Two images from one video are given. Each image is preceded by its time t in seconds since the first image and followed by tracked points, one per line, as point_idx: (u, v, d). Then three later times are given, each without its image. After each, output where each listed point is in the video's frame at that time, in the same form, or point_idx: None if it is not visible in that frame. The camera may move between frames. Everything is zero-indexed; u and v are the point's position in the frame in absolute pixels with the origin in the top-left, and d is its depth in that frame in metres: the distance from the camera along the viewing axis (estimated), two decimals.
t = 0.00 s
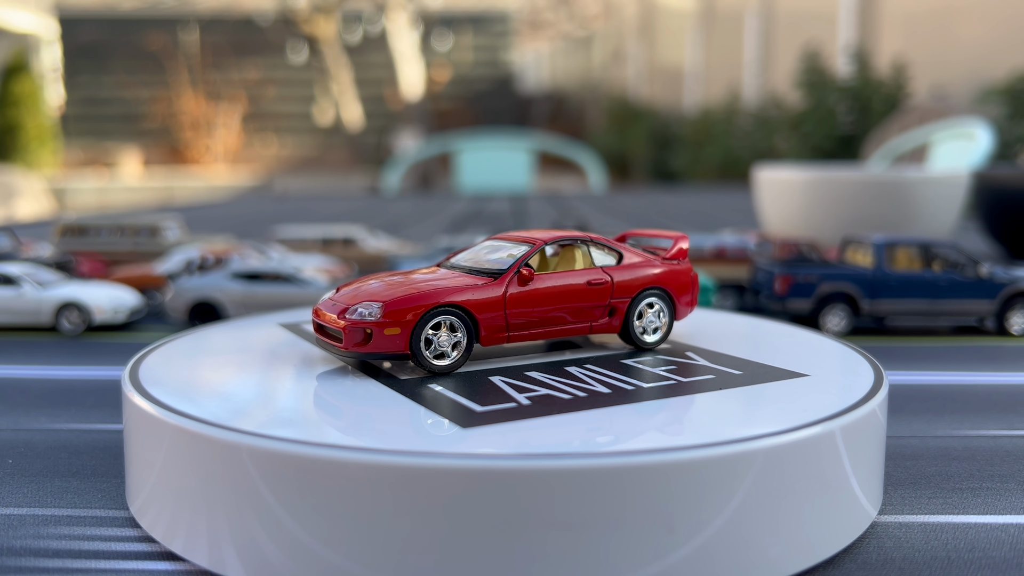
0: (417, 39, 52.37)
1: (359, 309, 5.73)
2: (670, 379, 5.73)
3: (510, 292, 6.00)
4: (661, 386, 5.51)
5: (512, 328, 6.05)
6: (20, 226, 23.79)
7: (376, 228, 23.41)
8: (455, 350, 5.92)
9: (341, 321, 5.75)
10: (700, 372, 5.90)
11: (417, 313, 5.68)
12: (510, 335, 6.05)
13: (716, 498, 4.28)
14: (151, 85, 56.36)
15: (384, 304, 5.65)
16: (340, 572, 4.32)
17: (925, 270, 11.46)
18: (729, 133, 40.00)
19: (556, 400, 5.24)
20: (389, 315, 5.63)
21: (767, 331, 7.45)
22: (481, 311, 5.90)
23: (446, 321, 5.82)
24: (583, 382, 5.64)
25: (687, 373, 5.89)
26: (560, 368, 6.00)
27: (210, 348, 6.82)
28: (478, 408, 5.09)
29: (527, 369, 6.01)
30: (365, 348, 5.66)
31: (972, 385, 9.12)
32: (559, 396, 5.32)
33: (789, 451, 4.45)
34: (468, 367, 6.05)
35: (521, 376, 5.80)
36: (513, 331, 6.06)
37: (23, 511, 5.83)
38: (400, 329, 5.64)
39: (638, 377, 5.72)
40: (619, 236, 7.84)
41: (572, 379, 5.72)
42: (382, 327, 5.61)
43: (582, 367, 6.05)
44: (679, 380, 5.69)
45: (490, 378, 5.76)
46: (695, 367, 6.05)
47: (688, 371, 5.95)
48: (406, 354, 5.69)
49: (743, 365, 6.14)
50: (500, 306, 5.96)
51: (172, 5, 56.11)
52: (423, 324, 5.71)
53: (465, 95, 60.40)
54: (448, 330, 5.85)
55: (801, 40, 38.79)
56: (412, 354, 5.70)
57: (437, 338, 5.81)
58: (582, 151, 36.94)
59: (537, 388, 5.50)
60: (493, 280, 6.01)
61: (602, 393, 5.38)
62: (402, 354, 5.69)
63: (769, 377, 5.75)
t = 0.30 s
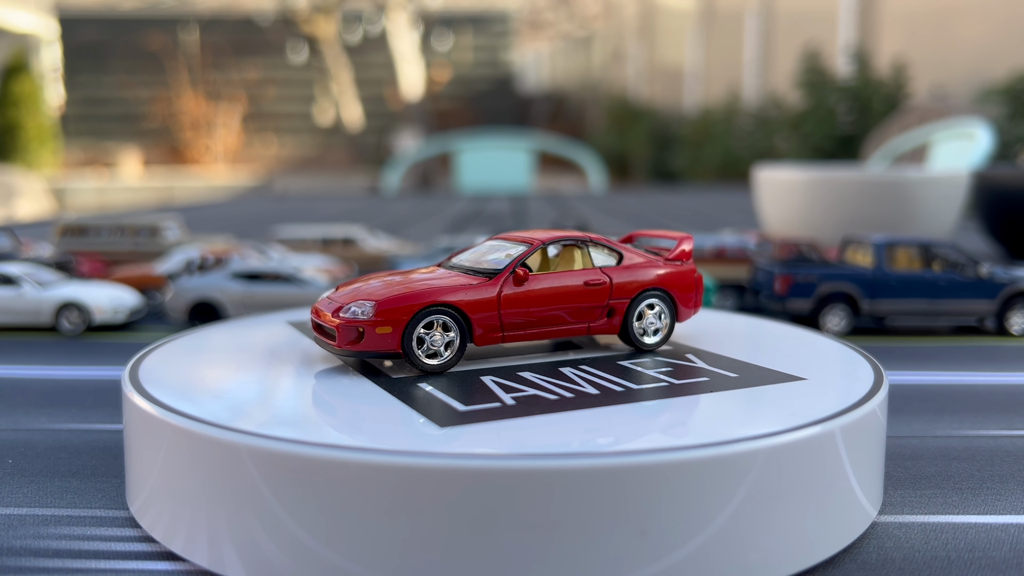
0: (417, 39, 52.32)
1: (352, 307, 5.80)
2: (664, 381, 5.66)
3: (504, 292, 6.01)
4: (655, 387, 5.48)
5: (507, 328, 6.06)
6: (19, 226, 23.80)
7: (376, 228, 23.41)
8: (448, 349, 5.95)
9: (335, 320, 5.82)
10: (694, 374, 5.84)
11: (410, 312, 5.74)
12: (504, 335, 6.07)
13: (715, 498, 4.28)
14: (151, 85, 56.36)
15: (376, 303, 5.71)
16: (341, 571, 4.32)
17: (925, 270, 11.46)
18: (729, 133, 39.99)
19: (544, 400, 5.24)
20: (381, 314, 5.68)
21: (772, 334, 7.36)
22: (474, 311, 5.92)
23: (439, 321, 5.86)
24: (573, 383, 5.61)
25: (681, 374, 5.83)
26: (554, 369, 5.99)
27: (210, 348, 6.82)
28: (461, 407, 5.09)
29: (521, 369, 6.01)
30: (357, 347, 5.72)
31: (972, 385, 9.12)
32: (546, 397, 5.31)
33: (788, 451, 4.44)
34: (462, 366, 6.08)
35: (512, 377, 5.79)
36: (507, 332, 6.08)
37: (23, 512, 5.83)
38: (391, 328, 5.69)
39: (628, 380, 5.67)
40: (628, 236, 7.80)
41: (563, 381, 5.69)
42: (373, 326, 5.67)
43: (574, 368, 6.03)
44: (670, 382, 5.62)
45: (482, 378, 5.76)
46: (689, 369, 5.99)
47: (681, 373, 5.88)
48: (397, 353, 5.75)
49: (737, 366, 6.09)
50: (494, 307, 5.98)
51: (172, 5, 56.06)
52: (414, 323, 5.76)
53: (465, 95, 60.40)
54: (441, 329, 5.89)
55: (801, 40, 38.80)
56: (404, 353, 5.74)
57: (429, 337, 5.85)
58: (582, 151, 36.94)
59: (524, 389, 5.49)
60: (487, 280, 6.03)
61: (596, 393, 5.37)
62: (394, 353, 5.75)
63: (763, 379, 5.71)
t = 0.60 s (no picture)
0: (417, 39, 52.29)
1: (347, 306, 5.85)
2: (656, 382, 5.62)
3: (499, 292, 6.03)
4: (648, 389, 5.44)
5: (502, 328, 6.08)
6: (19, 226, 23.80)
7: (376, 228, 23.40)
8: (441, 348, 5.99)
9: (329, 318, 5.89)
10: (689, 376, 5.78)
11: (402, 311, 5.79)
12: (499, 336, 6.09)
13: (715, 498, 4.28)
14: (150, 85, 56.38)
15: (370, 302, 5.77)
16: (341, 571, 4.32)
17: (925, 270, 11.46)
18: (729, 132, 39.98)
19: (532, 400, 5.24)
20: (374, 312, 5.74)
21: (775, 335, 7.28)
22: (467, 311, 5.94)
23: (433, 320, 5.90)
24: (561, 385, 5.59)
25: (676, 376, 5.77)
26: (547, 370, 5.99)
27: (210, 348, 6.81)
28: (445, 407, 5.11)
29: (514, 369, 6.01)
30: (350, 345, 5.79)
31: (972, 385, 9.12)
32: (531, 397, 5.31)
33: (788, 451, 4.44)
34: (455, 365, 6.11)
35: (504, 377, 5.78)
36: (502, 332, 6.09)
37: (23, 512, 5.82)
38: (384, 327, 5.75)
39: (617, 381, 5.64)
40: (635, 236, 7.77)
41: (552, 381, 5.68)
42: (366, 324, 5.73)
43: (568, 369, 6.01)
44: (659, 384, 5.56)
45: (473, 378, 5.77)
46: (683, 371, 5.92)
47: (672, 375, 5.81)
48: (389, 352, 5.80)
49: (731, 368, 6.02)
50: (488, 307, 6.00)
51: (172, 5, 56.05)
52: (406, 322, 5.80)
53: (465, 95, 60.38)
54: (434, 328, 5.92)
55: (801, 40, 38.80)
56: (396, 352, 5.80)
57: (422, 335, 5.89)
58: (582, 151, 36.94)
59: (511, 389, 5.48)
60: (482, 280, 6.06)
61: (589, 393, 5.37)
62: (386, 352, 5.81)
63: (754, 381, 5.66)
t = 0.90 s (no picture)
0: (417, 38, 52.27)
1: (341, 305, 5.92)
2: (647, 385, 5.56)
3: (492, 291, 6.04)
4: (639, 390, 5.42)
5: (496, 328, 6.09)
6: (19, 225, 23.80)
7: (376, 228, 23.41)
8: (435, 348, 6.02)
9: (324, 316, 5.96)
10: (684, 377, 5.73)
11: (395, 309, 5.84)
12: (493, 336, 6.10)
13: (714, 498, 4.28)
14: (150, 85, 56.35)
15: (364, 300, 5.84)
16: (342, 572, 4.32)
17: (925, 270, 11.46)
18: (729, 133, 39.98)
19: (519, 401, 5.23)
20: (367, 311, 5.81)
21: (778, 337, 7.20)
22: (461, 311, 5.96)
23: (426, 318, 5.93)
24: (551, 385, 5.57)
25: (672, 378, 5.73)
26: (541, 370, 5.98)
27: (210, 348, 6.82)
28: (428, 405, 5.14)
29: (507, 369, 6.00)
30: (344, 343, 5.85)
31: (972, 385, 9.12)
32: (518, 397, 5.30)
33: (788, 452, 4.44)
34: (450, 364, 6.13)
35: (496, 377, 5.78)
36: (496, 333, 6.11)
37: (23, 511, 5.82)
38: (376, 326, 5.81)
39: (609, 383, 5.60)
40: (642, 236, 7.73)
41: (542, 381, 5.67)
42: (359, 323, 5.80)
43: (561, 370, 5.99)
44: (650, 386, 5.51)
45: (465, 378, 5.77)
46: (677, 373, 5.87)
47: (665, 377, 5.74)
48: (381, 351, 5.86)
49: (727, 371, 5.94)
50: (482, 307, 6.00)
51: (172, 4, 56.03)
52: (399, 321, 5.85)
53: (465, 95, 60.32)
54: (427, 327, 5.95)
55: (801, 41, 38.80)
56: (388, 350, 5.86)
57: (414, 334, 5.92)
58: (582, 151, 36.94)
59: (499, 389, 5.48)
60: (477, 280, 6.08)
61: (580, 393, 5.36)
62: (378, 350, 5.87)
63: (749, 382, 5.61)
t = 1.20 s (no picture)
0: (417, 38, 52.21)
1: (337, 303, 5.98)
2: (638, 387, 5.51)
3: (487, 291, 6.04)
4: (631, 391, 5.39)
5: (491, 328, 6.09)
6: (20, 226, 23.81)
7: (376, 228, 23.40)
8: (429, 347, 6.03)
9: (320, 315, 6.03)
10: (678, 379, 5.69)
11: (389, 308, 5.88)
12: (488, 336, 6.10)
13: (714, 499, 4.27)
14: (150, 85, 56.35)
15: (358, 299, 5.89)
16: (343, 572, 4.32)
17: (925, 270, 11.46)
18: (729, 133, 39.96)
19: (507, 400, 5.22)
20: (361, 310, 5.86)
21: (782, 338, 7.11)
22: (455, 310, 5.97)
23: (419, 318, 5.96)
24: (540, 385, 5.55)
25: (666, 380, 5.68)
26: (534, 371, 5.96)
27: (211, 348, 6.81)
28: (412, 404, 5.16)
29: (499, 369, 5.99)
30: (338, 342, 5.91)
31: (972, 385, 9.12)
32: (504, 397, 5.29)
33: (787, 452, 4.43)
34: (445, 364, 6.15)
35: (487, 377, 5.78)
36: (491, 332, 6.11)
37: (23, 511, 5.82)
38: (370, 325, 5.86)
39: (599, 385, 5.56)
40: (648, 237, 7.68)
41: (531, 381, 5.66)
42: (353, 322, 5.85)
43: (553, 371, 5.97)
44: (641, 388, 5.47)
45: (457, 377, 5.78)
46: (670, 375, 5.81)
47: (655, 380, 5.68)
48: (375, 350, 5.91)
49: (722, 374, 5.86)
50: (477, 306, 6.02)
51: (172, 5, 56.04)
52: (392, 320, 5.89)
53: (465, 95, 60.29)
54: (421, 326, 5.98)
55: (801, 41, 38.81)
56: (382, 349, 5.90)
57: (408, 333, 5.95)
58: (582, 151, 36.94)
59: (487, 388, 5.48)
60: (472, 279, 6.09)
61: (568, 394, 5.35)
62: (372, 349, 5.91)
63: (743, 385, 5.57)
